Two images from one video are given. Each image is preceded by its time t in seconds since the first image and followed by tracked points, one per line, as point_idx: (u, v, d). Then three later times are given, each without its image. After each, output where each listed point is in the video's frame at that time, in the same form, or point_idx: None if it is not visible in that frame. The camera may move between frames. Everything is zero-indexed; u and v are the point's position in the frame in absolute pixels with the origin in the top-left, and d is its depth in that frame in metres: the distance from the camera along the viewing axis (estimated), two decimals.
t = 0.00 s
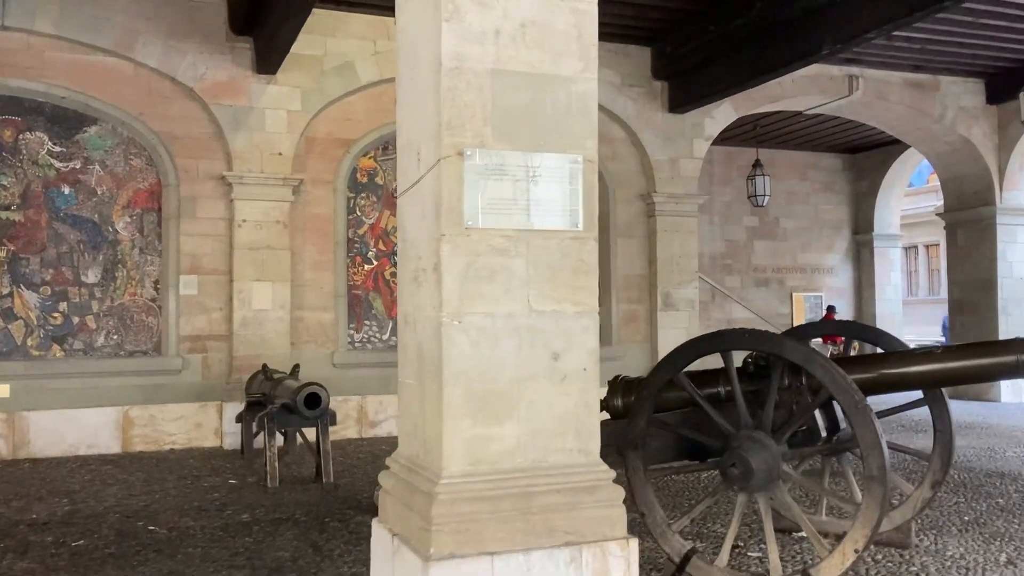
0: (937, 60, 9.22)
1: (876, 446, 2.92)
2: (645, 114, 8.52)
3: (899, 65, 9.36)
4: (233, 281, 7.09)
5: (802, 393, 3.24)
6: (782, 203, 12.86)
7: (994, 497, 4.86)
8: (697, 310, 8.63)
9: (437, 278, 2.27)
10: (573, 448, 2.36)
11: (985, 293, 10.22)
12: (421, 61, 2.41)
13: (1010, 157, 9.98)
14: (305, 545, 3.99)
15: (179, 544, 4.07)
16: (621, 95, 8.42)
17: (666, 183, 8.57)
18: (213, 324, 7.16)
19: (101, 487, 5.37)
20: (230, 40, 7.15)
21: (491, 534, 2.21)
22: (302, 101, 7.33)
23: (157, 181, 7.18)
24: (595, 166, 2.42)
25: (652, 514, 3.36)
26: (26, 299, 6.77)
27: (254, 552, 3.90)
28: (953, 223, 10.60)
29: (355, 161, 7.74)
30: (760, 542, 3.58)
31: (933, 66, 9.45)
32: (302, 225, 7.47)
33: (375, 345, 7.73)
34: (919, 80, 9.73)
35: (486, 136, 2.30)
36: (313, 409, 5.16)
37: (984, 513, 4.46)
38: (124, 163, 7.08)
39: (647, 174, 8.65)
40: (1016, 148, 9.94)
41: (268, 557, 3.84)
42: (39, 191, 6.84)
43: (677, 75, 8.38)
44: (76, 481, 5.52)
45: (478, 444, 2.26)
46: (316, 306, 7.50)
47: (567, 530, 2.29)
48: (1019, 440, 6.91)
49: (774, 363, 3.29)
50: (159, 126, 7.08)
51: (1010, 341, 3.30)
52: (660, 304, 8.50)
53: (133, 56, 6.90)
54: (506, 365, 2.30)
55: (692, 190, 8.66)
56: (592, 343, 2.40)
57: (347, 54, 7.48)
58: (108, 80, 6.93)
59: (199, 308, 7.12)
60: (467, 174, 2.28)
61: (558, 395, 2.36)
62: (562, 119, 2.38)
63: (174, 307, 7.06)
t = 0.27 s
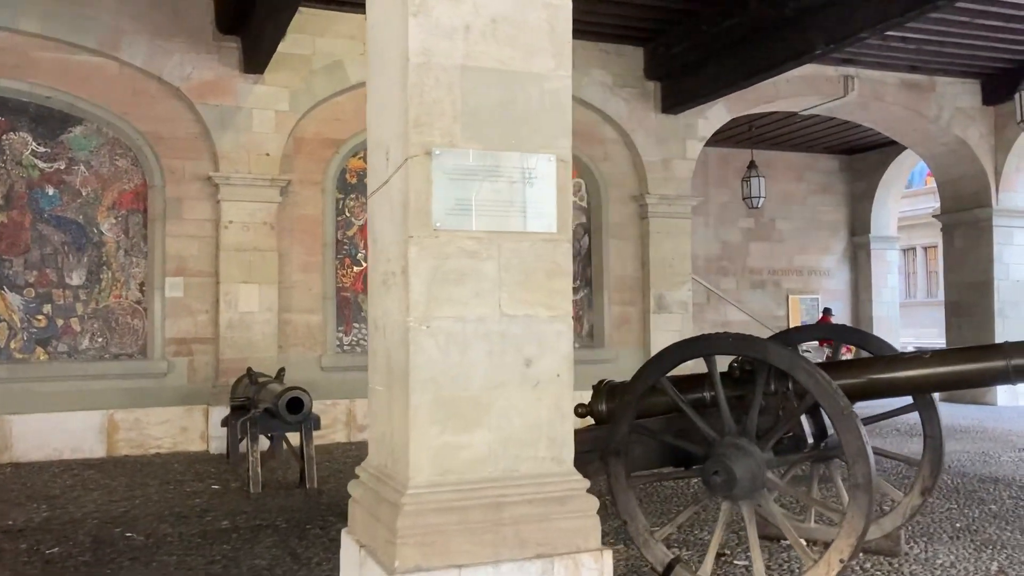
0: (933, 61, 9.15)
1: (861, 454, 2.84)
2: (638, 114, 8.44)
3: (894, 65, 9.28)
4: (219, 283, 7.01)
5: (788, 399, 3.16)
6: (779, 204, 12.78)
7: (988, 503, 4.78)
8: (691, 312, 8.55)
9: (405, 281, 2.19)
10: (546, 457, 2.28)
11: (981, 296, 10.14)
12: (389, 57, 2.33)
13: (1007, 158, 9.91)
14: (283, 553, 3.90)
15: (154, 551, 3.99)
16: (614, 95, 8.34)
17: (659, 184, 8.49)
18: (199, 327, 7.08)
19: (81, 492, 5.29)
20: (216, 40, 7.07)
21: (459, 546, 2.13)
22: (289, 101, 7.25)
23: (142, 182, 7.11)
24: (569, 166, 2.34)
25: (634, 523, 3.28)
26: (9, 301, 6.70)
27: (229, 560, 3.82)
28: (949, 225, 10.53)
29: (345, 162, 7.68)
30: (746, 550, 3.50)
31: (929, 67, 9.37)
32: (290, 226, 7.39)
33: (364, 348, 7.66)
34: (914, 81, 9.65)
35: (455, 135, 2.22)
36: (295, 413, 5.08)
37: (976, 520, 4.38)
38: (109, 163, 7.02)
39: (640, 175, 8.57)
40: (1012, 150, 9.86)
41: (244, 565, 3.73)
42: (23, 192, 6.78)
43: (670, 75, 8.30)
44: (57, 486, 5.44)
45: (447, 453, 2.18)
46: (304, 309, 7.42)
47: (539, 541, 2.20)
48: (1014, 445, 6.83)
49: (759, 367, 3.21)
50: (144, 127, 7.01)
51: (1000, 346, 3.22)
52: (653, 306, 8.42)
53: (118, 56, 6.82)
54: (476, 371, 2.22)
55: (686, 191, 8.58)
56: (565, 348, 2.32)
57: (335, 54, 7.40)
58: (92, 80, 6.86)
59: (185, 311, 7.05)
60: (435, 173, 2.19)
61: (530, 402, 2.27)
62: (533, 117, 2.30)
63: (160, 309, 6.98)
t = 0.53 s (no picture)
0: (926, 58, 9.09)
1: (848, 453, 2.77)
2: (629, 111, 8.36)
3: (888, 62, 9.22)
4: (204, 281, 6.93)
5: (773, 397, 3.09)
6: (772, 203, 12.72)
7: (978, 503, 4.71)
8: (682, 310, 8.47)
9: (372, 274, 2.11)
10: (518, 456, 2.21)
11: (975, 294, 10.08)
12: (358, 42, 2.25)
13: (1000, 156, 9.85)
14: (261, 553, 3.82)
15: (130, 551, 3.92)
16: (605, 92, 8.26)
17: (650, 182, 8.42)
18: (184, 324, 7.00)
19: (60, 492, 5.21)
20: (202, 34, 6.98)
21: (427, 548, 2.06)
22: (276, 96, 7.17)
23: (127, 177, 7.04)
24: (543, 155, 2.27)
25: (616, 523, 3.21)
26: None
27: (205, 561, 3.75)
28: (943, 223, 10.47)
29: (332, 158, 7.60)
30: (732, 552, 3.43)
31: (923, 64, 9.31)
32: (276, 223, 7.31)
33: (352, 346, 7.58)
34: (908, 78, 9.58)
35: (425, 122, 2.14)
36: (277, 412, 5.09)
37: (966, 521, 4.31)
38: (93, 159, 6.94)
39: (632, 172, 8.49)
40: (1006, 147, 9.80)
41: (220, 566, 3.66)
42: (6, 189, 6.71)
43: (661, 71, 8.23)
44: (36, 485, 5.36)
45: (415, 453, 2.11)
46: (291, 307, 7.34)
47: (510, 543, 2.13)
48: (1007, 444, 6.77)
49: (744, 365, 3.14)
50: (129, 122, 6.93)
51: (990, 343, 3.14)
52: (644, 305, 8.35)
53: (102, 50, 6.73)
54: (447, 368, 2.14)
55: (677, 189, 8.51)
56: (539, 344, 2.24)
57: (323, 48, 7.32)
58: (76, 75, 6.77)
59: (170, 308, 6.97)
60: (405, 162, 2.12)
61: (503, 400, 2.20)
62: (506, 104, 2.23)
63: (145, 306, 6.91)
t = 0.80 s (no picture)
0: (916, 54, 9.01)
1: (829, 455, 2.69)
2: (617, 107, 8.27)
3: (878, 59, 9.15)
4: (184, 278, 6.83)
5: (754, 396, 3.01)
6: (762, 200, 12.65)
7: (966, 504, 4.64)
8: (670, 308, 8.38)
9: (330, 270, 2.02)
10: (484, 458, 2.12)
11: (964, 292, 10.03)
12: (317, 27, 2.15)
13: (990, 154, 9.79)
14: (231, 557, 3.73)
15: (97, 554, 3.82)
16: (592, 87, 8.17)
17: (638, 178, 8.32)
18: (164, 322, 6.90)
19: (32, 493, 5.10)
20: (182, 27, 6.86)
21: (386, 556, 1.97)
22: (258, 90, 7.06)
23: (106, 172, 6.93)
24: (511, 146, 2.17)
25: (593, 525, 3.13)
26: None
27: (175, 564, 3.65)
28: (933, 221, 10.42)
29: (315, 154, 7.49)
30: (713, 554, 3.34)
31: (912, 60, 9.24)
32: (258, 220, 7.20)
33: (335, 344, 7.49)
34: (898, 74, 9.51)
35: (386, 110, 2.05)
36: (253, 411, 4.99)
37: (953, 522, 4.24)
38: (71, 154, 6.83)
39: (619, 169, 8.38)
40: (996, 145, 9.75)
41: (189, 570, 3.57)
42: None
43: (649, 67, 8.14)
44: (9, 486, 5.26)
45: (375, 456, 2.02)
46: (273, 304, 7.24)
47: (474, 550, 2.05)
48: (996, 443, 6.71)
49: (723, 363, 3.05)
50: (107, 116, 6.82)
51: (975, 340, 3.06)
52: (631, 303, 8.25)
53: (79, 42, 6.62)
54: (409, 368, 2.05)
55: (665, 185, 8.41)
56: (506, 342, 2.15)
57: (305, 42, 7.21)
58: (53, 68, 6.66)
59: (149, 306, 6.86)
60: (364, 152, 2.02)
61: (468, 401, 2.11)
62: (472, 92, 2.14)
63: (124, 304, 6.81)
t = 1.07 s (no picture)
0: (903, 50, 8.96)
1: (806, 457, 2.62)
2: (602, 102, 8.18)
3: (864, 55, 9.09)
4: (162, 275, 6.72)
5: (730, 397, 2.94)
6: (749, 197, 12.60)
7: (948, 504, 4.59)
8: (655, 306, 8.29)
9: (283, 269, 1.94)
10: (445, 466, 2.05)
11: (951, 290, 10.00)
12: (271, 14, 2.07)
13: (976, 151, 9.76)
14: (199, 562, 3.62)
15: (62, 559, 3.72)
16: (577, 83, 8.08)
17: (623, 175, 8.22)
18: (141, 320, 6.79)
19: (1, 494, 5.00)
20: (159, 20, 6.75)
21: (340, 566, 1.90)
22: (237, 84, 6.95)
23: (81, 167, 6.82)
24: (474, 139, 2.10)
25: (566, 529, 3.07)
26: None
27: (140, 569, 3.56)
28: (919, 218, 10.38)
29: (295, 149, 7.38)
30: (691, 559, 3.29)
31: (899, 56, 9.19)
32: (237, 216, 7.10)
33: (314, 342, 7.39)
34: (885, 71, 9.45)
35: (342, 102, 1.97)
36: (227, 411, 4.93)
37: (935, 523, 4.18)
38: (45, 148, 6.72)
39: (604, 165, 8.28)
40: (982, 142, 9.71)
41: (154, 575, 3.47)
42: None
43: (634, 62, 8.06)
44: None
45: (330, 462, 1.95)
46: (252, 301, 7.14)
47: (432, 560, 1.98)
48: (981, 442, 6.67)
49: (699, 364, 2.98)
50: (82, 110, 6.71)
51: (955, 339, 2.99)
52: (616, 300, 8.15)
53: (53, 35, 6.50)
54: (367, 369, 1.98)
55: (650, 182, 8.32)
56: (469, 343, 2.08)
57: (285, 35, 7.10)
58: (27, 61, 6.54)
59: (125, 303, 6.75)
60: (318, 144, 1.95)
61: (429, 405, 2.03)
62: (433, 83, 2.06)
63: (99, 301, 6.70)
